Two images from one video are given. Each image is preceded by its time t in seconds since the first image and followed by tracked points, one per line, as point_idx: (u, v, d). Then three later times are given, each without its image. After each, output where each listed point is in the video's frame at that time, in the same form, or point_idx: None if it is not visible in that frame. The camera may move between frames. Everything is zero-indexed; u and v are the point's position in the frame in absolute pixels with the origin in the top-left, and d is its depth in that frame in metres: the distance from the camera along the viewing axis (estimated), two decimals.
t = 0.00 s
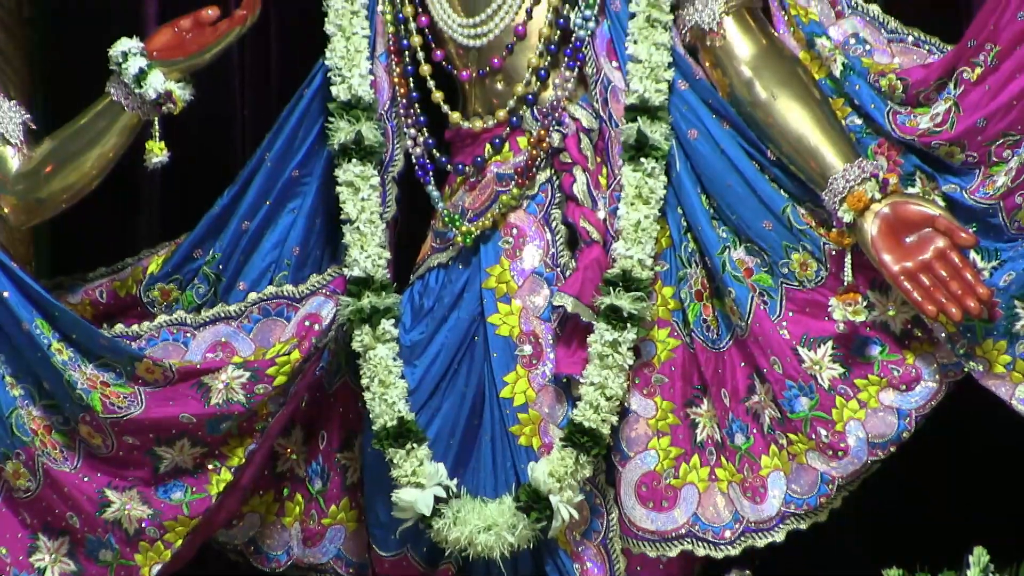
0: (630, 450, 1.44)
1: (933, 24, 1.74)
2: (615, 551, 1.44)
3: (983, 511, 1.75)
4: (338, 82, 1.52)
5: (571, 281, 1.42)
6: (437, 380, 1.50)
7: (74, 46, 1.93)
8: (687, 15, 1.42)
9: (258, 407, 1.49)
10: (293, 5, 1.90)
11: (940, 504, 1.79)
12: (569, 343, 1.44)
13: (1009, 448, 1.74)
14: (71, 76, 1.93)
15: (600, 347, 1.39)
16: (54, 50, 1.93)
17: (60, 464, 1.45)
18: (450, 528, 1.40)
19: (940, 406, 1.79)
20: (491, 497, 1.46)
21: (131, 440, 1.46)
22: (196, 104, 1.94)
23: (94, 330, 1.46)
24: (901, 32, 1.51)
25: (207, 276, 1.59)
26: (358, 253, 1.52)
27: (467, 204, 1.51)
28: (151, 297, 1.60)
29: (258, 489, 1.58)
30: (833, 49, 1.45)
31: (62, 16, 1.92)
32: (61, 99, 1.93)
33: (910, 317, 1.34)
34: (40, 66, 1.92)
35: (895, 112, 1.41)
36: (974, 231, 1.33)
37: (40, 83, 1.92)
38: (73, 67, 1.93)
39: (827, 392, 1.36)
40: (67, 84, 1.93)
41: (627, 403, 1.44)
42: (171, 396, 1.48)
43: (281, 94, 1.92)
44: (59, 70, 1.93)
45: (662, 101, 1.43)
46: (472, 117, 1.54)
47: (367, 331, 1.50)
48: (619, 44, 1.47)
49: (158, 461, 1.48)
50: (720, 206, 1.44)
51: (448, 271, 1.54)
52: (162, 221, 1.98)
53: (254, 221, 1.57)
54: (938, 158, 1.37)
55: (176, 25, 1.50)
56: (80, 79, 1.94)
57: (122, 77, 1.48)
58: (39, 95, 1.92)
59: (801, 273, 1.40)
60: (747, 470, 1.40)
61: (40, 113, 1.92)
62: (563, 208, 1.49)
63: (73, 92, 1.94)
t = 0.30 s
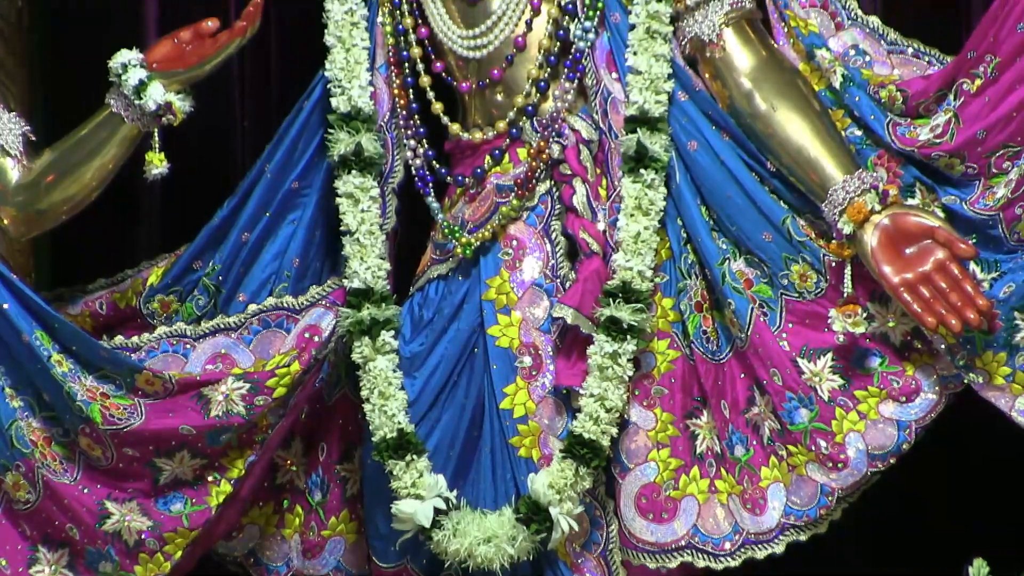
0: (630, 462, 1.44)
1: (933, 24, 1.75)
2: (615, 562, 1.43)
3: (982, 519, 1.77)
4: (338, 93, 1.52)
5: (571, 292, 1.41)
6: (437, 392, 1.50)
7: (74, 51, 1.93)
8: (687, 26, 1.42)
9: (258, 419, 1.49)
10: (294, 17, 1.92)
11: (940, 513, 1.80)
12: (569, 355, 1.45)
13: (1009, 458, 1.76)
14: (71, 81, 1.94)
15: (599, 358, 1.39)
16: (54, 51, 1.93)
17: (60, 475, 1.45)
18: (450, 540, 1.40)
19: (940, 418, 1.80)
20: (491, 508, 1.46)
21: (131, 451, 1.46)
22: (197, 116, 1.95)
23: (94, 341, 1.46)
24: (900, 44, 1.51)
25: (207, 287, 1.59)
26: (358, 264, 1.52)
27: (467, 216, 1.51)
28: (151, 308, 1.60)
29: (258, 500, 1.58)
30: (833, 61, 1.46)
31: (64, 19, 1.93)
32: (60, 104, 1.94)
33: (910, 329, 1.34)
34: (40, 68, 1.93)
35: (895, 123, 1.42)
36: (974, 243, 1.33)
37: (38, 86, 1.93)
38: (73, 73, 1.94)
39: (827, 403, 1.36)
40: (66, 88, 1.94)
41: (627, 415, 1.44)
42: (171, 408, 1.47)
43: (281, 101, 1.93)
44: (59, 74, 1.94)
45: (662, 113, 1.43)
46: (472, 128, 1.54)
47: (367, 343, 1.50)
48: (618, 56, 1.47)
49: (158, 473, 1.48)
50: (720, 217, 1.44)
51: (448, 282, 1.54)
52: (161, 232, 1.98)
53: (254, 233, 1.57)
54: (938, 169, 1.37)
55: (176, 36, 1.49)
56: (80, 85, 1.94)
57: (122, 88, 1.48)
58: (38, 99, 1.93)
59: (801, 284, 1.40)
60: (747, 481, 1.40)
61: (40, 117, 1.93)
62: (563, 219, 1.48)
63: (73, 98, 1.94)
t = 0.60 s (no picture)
0: (630, 471, 1.44)
1: (934, 24, 1.78)
2: (614, 571, 1.43)
3: (982, 529, 1.78)
4: (338, 103, 1.52)
5: (571, 302, 1.42)
6: (436, 402, 1.50)
7: (75, 54, 1.94)
8: (687, 35, 1.43)
9: (258, 428, 1.49)
10: (294, 26, 1.93)
11: (939, 522, 1.81)
12: (569, 364, 1.45)
13: (1008, 468, 1.77)
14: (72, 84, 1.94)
15: (599, 368, 1.39)
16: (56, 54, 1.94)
17: (59, 485, 1.45)
18: (449, 549, 1.39)
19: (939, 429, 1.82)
20: (490, 518, 1.46)
21: (131, 461, 1.46)
22: (196, 125, 1.95)
23: (94, 351, 1.46)
24: (900, 53, 1.51)
25: (206, 297, 1.59)
26: (357, 273, 1.52)
27: (467, 225, 1.51)
28: (151, 317, 1.60)
29: (257, 510, 1.58)
30: (832, 70, 1.46)
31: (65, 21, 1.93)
32: (62, 107, 1.95)
33: (909, 338, 1.35)
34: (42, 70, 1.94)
35: (894, 133, 1.42)
36: (973, 252, 1.34)
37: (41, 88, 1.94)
38: (75, 78, 1.94)
39: (827, 413, 1.36)
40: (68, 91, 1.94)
41: (627, 424, 1.44)
42: (170, 417, 1.47)
43: (281, 103, 1.93)
44: (60, 76, 1.94)
45: (661, 122, 1.44)
46: (472, 138, 1.54)
47: (366, 352, 1.50)
48: (618, 65, 1.47)
49: (157, 482, 1.48)
50: (719, 227, 1.44)
51: (447, 292, 1.54)
52: (161, 240, 1.98)
53: (253, 242, 1.57)
54: (937, 179, 1.38)
55: (176, 46, 1.49)
56: (81, 90, 1.94)
57: (121, 98, 1.48)
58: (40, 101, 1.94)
59: (800, 294, 1.40)
60: (746, 491, 1.40)
61: (42, 120, 1.94)
62: (563, 229, 1.49)
63: (75, 101, 1.95)
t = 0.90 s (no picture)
0: (630, 485, 1.43)
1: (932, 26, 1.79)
2: None
3: (982, 539, 1.81)
4: (338, 117, 1.53)
5: (571, 316, 1.42)
6: (437, 416, 1.50)
7: (78, 65, 1.94)
8: (687, 49, 1.43)
9: (258, 442, 1.49)
10: (295, 40, 1.94)
11: (939, 534, 1.83)
12: (569, 378, 1.44)
13: (1008, 480, 1.80)
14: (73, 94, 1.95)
15: (599, 382, 1.39)
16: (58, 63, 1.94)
17: (60, 499, 1.45)
18: (450, 563, 1.40)
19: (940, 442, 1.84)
20: (491, 532, 1.46)
21: (131, 475, 1.46)
22: (197, 139, 1.96)
23: (94, 365, 1.46)
24: (900, 67, 1.51)
25: (207, 311, 1.59)
26: (357, 288, 1.52)
27: (467, 239, 1.52)
28: (151, 331, 1.60)
29: (257, 524, 1.57)
30: (832, 84, 1.47)
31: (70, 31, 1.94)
32: (62, 117, 1.95)
33: (909, 352, 1.35)
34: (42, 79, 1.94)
35: (894, 147, 1.42)
36: (974, 266, 1.34)
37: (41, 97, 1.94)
38: (76, 89, 1.94)
39: (827, 427, 1.37)
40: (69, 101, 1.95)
41: (627, 438, 1.44)
42: (170, 431, 1.47)
43: (281, 105, 1.95)
44: (62, 86, 1.94)
45: (661, 137, 1.44)
46: (472, 152, 1.54)
47: (367, 366, 1.50)
48: (618, 80, 1.47)
49: (158, 496, 1.47)
50: (719, 241, 1.44)
51: (448, 306, 1.54)
52: (160, 253, 1.97)
53: (253, 257, 1.57)
54: (938, 194, 1.38)
55: (176, 60, 1.50)
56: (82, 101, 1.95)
57: (122, 112, 1.49)
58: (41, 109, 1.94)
59: (800, 308, 1.40)
60: (747, 505, 1.40)
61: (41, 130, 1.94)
62: (563, 242, 1.48)
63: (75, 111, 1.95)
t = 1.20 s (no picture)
0: (630, 497, 1.43)
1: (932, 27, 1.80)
2: None
3: (981, 547, 1.81)
4: (338, 129, 1.53)
5: (571, 328, 1.42)
6: (437, 427, 1.50)
7: (81, 74, 1.95)
8: (687, 61, 1.44)
9: (258, 454, 1.49)
10: (295, 52, 1.95)
11: (939, 544, 1.84)
12: (569, 390, 1.44)
13: (1007, 489, 1.80)
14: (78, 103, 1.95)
15: (599, 394, 1.39)
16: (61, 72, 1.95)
17: (59, 511, 1.45)
18: None
19: (940, 453, 1.84)
20: (491, 544, 1.46)
21: (131, 487, 1.45)
22: (197, 150, 1.96)
23: (94, 377, 1.46)
24: (900, 79, 1.52)
25: (207, 322, 1.59)
26: (357, 299, 1.52)
27: (467, 250, 1.52)
28: (151, 343, 1.60)
29: (257, 536, 1.56)
30: (832, 96, 1.47)
31: (73, 40, 1.95)
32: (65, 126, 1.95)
33: (909, 364, 1.35)
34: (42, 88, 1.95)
35: (894, 159, 1.43)
36: (974, 278, 1.35)
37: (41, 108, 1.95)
38: (76, 92, 1.95)
39: (827, 438, 1.36)
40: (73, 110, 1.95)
41: (627, 450, 1.43)
42: (170, 443, 1.47)
43: (281, 106, 1.95)
44: (65, 96, 1.95)
45: (661, 148, 1.44)
46: (472, 163, 1.54)
47: (367, 378, 1.50)
48: (618, 91, 1.47)
49: (158, 508, 1.47)
50: (719, 252, 1.45)
51: (448, 318, 1.54)
52: (160, 264, 1.98)
53: (253, 268, 1.57)
54: (937, 205, 1.38)
55: (176, 72, 1.49)
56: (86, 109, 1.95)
57: (122, 124, 1.49)
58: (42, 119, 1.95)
59: (801, 320, 1.41)
60: (747, 517, 1.40)
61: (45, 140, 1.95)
62: (563, 254, 1.48)
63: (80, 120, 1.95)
